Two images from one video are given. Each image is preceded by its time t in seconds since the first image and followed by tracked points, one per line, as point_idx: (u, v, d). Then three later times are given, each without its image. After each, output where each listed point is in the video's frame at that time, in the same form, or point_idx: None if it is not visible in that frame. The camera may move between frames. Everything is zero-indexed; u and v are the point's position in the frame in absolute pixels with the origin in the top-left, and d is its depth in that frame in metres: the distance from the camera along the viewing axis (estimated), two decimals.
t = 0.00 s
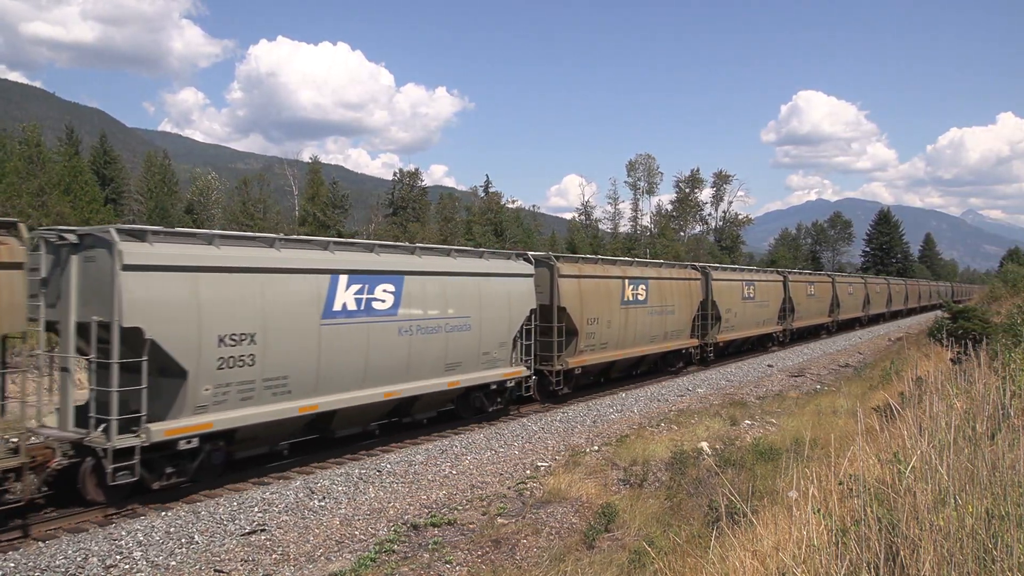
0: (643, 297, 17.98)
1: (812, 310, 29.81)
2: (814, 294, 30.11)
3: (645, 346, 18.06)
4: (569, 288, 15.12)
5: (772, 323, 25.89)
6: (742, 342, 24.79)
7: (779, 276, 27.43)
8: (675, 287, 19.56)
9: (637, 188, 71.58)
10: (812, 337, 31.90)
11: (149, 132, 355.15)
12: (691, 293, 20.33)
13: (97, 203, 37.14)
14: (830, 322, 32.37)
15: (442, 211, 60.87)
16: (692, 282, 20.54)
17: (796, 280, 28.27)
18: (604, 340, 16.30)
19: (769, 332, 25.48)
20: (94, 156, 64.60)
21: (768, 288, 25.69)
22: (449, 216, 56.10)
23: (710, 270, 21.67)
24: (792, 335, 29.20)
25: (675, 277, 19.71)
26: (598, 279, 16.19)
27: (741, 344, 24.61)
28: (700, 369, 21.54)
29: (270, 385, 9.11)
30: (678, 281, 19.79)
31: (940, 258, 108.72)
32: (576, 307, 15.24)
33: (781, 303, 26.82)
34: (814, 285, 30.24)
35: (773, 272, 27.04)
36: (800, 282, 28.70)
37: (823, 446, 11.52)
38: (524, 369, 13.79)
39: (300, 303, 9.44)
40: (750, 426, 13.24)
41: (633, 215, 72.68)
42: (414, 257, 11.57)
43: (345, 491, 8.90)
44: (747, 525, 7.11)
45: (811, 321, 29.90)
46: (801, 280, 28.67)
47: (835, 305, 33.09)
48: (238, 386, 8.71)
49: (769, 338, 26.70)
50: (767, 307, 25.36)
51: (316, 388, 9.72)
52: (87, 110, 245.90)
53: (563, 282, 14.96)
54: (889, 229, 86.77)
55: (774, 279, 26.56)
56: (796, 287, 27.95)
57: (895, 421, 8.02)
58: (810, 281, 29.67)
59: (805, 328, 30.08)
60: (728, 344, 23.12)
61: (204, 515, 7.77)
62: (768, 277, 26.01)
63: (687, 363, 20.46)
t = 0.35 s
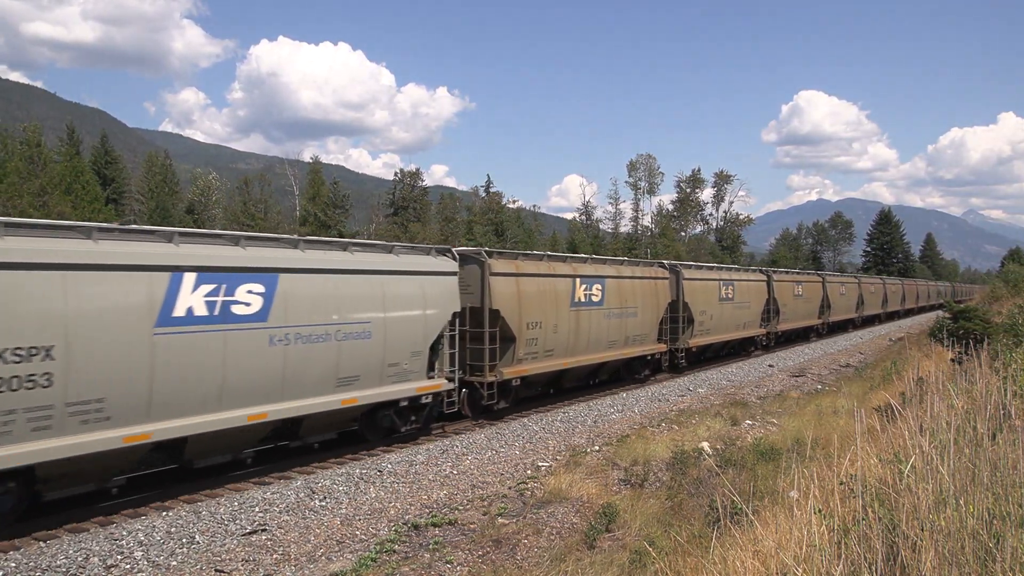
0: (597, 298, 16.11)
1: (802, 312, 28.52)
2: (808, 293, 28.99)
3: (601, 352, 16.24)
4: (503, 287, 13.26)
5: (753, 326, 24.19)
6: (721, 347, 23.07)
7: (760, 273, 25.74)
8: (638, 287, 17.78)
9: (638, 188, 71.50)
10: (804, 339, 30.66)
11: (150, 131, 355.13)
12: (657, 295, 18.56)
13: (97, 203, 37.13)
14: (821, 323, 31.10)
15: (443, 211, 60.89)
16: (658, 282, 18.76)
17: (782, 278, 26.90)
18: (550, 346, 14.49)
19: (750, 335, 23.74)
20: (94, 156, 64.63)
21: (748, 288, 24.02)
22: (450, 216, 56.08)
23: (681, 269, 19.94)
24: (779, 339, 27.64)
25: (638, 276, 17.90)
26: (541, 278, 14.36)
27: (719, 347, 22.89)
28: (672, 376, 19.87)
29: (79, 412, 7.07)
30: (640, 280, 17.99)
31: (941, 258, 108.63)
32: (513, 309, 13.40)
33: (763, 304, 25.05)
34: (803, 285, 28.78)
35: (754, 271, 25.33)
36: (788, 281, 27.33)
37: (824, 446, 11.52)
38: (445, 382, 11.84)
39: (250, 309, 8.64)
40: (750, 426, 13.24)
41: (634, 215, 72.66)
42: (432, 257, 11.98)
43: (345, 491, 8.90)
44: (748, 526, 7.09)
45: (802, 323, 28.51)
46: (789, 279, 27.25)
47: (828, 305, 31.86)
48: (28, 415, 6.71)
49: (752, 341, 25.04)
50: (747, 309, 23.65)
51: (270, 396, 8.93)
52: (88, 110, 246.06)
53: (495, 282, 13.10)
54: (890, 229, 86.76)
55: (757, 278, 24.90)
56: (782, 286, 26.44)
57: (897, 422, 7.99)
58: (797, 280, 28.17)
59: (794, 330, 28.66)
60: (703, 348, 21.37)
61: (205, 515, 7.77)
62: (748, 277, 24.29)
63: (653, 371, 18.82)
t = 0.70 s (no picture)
0: (538, 301, 14.37)
1: (787, 314, 27.33)
2: (794, 295, 27.97)
3: (542, 361, 14.54)
4: (417, 288, 11.47)
5: (725, 330, 22.71)
6: (691, 352, 21.58)
7: (736, 273, 24.29)
8: (590, 289, 16.08)
9: (638, 188, 71.51)
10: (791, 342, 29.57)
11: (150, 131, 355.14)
12: (614, 298, 16.96)
13: (98, 203, 37.11)
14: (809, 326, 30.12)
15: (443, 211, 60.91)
16: (617, 284, 17.15)
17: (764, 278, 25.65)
18: (478, 355, 12.82)
19: (722, 340, 22.21)
20: (94, 156, 64.63)
21: (722, 289, 22.55)
22: (451, 216, 56.06)
23: (645, 268, 18.39)
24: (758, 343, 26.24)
25: (592, 277, 16.22)
26: (466, 278, 12.59)
27: (688, 353, 21.34)
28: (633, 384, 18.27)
29: None
30: (594, 281, 16.28)
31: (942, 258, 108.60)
32: (430, 314, 11.65)
33: (737, 306, 23.53)
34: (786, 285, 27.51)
35: (728, 271, 23.84)
36: (769, 281, 26.10)
37: (824, 446, 11.53)
38: (338, 403, 9.94)
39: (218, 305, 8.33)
40: (750, 426, 13.24)
41: (634, 215, 72.65)
42: (443, 258, 12.41)
43: (345, 491, 8.90)
44: (749, 526, 7.09)
45: (785, 326, 27.26)
46: (770, 280, 25.97)
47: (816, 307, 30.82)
48: None
49: (728, 345, 23.59)
50: (718, 311, 22.13)
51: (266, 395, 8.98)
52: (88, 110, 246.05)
53: (408, 281, 11.32)
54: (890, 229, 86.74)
55: (732, 279, 23.50)
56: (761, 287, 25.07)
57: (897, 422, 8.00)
58: (779, 280, 26.94)
59: (777, 333, 27.45)
60: (669, 353, 19.83)
61: (205, 515, 7.77)
62: (722, 277, 22.78)
63: (609, 380, 17.20)
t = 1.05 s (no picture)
0: (462, 303, 12.35)
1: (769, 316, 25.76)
2: (778, 296, 26.49)
3: (468, 373, 12.53)
4: (295, 290, 9.45)
5: (698, 334, 20.86)
6: (659, 359, 19.71)
7: (711, 272, 22.41)
8: (529, 289, 14.13)
9: (638, 188, 71.51)
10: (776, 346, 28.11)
11: (150, 132, 355.10)
12: (561, 299, 15.06)
13: (97, 203, 37.13)
14: (796, 329, 28.73)
15: (443, 211, 60.92)
16: (564, 284, 15.23)
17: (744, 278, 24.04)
18: (382, 369, 10.76)
19: (693, 345, 20.33)
20: (94, 156, 64.65)
21: (694, 289, 20.69)
22: (451, 216, 56.06)
23: (602, 266, 16.42)
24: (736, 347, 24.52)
25: (532, 274, 14.29)
26: (365, 276, 10.57)
27: (657, 359, 19.46)
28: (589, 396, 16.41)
29: None
30: (533, 280, 14.33)
31: (942, 258, 108.60)
32: (313, 320, 9.62)
33: (712, 308, 21.66)
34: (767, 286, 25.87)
35: (701, 269, 21.94)
36: (749, 280, 24.46)
37: (824, 446, 11.53)
38: (178, 429, 7.97)
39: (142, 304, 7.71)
40: (750, 426, 13.24)
41: (634, 215, 72.59)
42: (454, 258, 12.59)
43: (345, 491, 8.90)
44: (748, 525, 7.09)
45: (767, 329, 25.62)
46: (749, 280, 24.31)
47: (802, 309, 29.40)
48: None
49: (702, 350, 21.73)
50: (688, 314, 20.24)
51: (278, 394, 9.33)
52: (88, 111, 246.17)
53: (283, 282, 9.28)
54: (890, 229, 86.69)
55: (707, 278, 21.67)
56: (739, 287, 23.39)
57: (897, 422, 7.96)
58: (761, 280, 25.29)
59: (759, 337, 25.80)
60: (632, 360, 17.93)
61: (205, 515, 7.77)
62: (694, 276, 20.87)
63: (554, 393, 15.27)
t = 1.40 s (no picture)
0: (358, 306, 10.35)
1: (750, 319, 24.05)
2: (759, 295, 24.81)
3: (367, 389, 10.57)
4: (113, 289, 7.40)
5: (664, 339, 18.99)
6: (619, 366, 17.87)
7: (680, 268, 20.53)
8: (451, 290, 12.14)
9: (638, 188, 71.54)
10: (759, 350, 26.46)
11: (151, 132, 355.13)
12: (493, 301, 13.11)
13: (98, 203, 37.19)
14: (781, 332, 27.17)
15: (444, 211, 60.95)
16: (495, 283, 13.26)
17: (721, 278, 22.24)
18: (243, 386, 8.77)
19: (657, 350, 18.47)
20: (94, 156, 64.70)
21: (660, 289, 18.82)
22: (451, 216, 56.05)
23: (545, 263, 14.48)
24: (712, 351, 22.75)
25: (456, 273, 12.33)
26: (219, 275, 8.55)
27: (616, 367, 17.59)
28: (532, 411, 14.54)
29: None
30: (457, 279, 12.34)
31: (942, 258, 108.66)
32: (143, 329, 7.64)
33: (681, 308, 19.74)
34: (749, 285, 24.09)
35: (669, 265, 20.00)
36: (728, 279, 22.71)
37: (824, 445, 11.52)
38: None
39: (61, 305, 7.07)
40: (750, 425, 13.24)
41: (634, 215, 72.59)
42: (459, 258, 12.73)
43: (346, 491, 8.90)
44: (748, 525, 7.08)
45: (748, 332, 23.91)
46: (728, 280, 22.51)
47: (790, 311, 27.74)
48: None
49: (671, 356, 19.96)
50: (653, 316, 18.36)
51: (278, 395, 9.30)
52: (88, 111, 246.31)
53: (95, 281, 7.24)
54: (890, 229, 86.67)
55: (676, 276, 19.79)
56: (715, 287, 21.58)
57: (898, 421, 7.95)
58: (740, 279, 23.51)
59: (738, 341, 24.06)
60: (585, 369, 16.05)
61: (205, 515, 7.77)
62: (659, 274, 18.94)
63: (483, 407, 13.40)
